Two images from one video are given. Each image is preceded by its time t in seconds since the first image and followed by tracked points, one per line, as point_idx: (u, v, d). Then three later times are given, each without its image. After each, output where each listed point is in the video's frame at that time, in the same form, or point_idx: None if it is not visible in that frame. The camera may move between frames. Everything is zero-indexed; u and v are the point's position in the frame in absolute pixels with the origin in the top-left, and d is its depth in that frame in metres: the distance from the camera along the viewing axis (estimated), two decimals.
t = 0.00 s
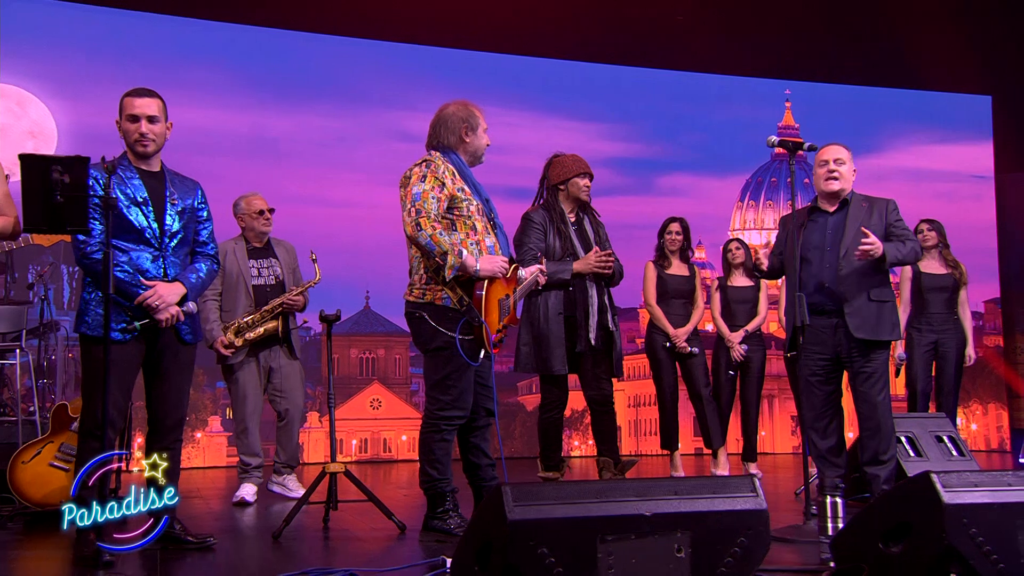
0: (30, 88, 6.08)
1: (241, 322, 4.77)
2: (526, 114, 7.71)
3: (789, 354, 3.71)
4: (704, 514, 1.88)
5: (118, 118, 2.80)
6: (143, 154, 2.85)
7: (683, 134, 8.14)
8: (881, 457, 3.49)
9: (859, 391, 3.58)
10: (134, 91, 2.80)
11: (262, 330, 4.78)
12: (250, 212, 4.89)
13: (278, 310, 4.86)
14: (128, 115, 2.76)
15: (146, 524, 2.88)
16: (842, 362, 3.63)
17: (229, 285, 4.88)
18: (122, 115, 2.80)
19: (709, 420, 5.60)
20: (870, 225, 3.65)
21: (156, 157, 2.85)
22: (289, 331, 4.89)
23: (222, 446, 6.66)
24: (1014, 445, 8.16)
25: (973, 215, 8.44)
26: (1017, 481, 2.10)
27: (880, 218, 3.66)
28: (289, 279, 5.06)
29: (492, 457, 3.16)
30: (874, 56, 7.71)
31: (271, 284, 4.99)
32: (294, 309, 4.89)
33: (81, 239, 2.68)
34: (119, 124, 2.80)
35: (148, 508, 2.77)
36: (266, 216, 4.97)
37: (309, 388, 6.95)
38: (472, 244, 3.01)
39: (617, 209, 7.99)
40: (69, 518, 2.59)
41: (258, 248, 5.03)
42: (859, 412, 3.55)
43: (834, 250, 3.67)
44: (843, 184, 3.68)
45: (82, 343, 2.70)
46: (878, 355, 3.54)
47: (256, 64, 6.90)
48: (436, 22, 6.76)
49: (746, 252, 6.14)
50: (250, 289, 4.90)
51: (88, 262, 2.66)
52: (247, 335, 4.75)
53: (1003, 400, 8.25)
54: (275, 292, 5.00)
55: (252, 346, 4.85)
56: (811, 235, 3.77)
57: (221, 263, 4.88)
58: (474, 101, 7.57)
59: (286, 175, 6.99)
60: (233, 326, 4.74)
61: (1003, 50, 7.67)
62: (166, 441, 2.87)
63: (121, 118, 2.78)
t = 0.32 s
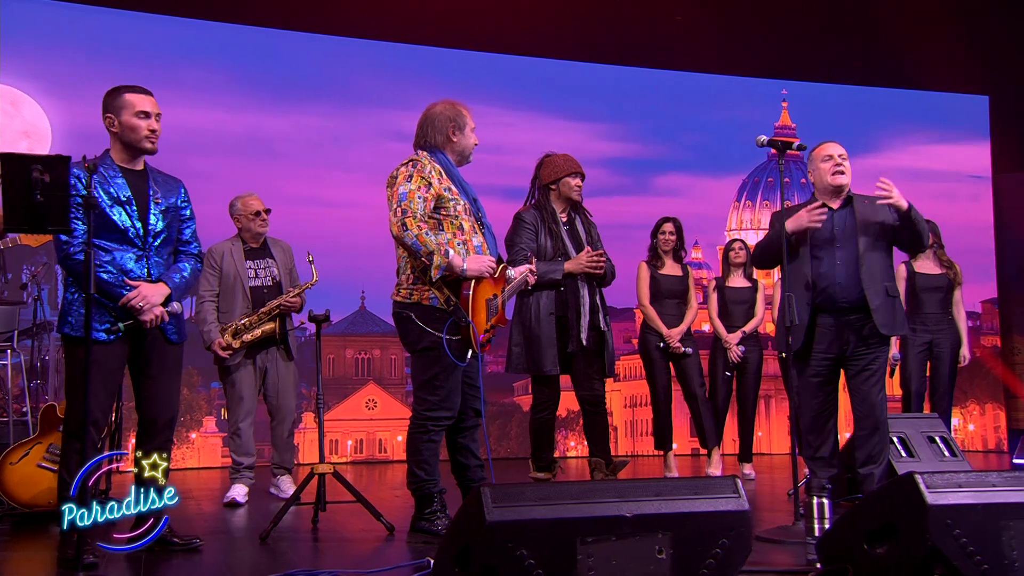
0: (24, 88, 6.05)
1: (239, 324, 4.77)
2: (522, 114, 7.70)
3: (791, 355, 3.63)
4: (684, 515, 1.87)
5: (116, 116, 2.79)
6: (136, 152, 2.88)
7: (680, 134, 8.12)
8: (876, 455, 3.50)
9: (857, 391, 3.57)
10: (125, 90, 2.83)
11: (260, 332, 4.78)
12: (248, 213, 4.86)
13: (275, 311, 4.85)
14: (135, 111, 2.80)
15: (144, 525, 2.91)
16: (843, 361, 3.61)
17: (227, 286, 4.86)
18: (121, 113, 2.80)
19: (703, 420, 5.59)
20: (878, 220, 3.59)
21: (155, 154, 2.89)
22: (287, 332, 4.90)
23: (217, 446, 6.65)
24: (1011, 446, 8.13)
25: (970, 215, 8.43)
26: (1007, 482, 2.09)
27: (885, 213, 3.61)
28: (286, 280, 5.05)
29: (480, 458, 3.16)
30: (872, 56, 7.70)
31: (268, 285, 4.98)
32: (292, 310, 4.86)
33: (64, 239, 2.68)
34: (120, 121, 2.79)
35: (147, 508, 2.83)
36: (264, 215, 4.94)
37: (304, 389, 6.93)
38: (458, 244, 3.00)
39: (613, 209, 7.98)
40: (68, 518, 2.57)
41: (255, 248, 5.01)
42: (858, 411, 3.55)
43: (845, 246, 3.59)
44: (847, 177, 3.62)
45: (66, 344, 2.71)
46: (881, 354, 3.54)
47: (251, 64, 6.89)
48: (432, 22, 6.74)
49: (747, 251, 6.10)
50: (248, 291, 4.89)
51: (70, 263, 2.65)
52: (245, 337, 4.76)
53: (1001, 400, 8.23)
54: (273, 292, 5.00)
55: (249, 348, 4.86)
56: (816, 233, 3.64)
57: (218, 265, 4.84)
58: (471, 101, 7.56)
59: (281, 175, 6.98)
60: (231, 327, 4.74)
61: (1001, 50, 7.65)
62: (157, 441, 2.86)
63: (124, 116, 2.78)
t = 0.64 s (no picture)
0: (21, 88, 6.04)
1: (242, 324, 4.76)
2: (520, 114, 7.69)
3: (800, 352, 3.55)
4: (667, 517, 1.85)
5: (115, 116, 2.81)
6: (123, 152, 2.91)
7: (678, 134, 8.10)
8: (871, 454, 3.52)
9: (862, 392, 3.55)
10: (119, 90, 2.84)
11: (262, 333, 4.74)
12: (252, 213, 4.85)
13: (278, 312, 4.79)
14: (137, 113, 2.84)
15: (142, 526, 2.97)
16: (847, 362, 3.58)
17: (230, 287, 4.86)
18: (120, 113, 2.82)
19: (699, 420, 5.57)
20: (887, 225, 3.62)
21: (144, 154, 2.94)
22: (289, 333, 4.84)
23: (213, 447, 6.64)
24: (1010, 446, 8.11)
25: (970, 216, 8.41)
26: (993, 483, 2.08)
27: (891, 218, 3.65)
28: (289, 281, 5.02)
29: (469, 458, 3.16)
30: (872, 56, 7.67)
31: (272, 286, 4.96)
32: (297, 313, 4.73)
33: (47, 239, 2.68)
34: (119, 121, 2.82)
35: (147, 508, 2.88)
36: (267, 217, 4.94)
37: (300, 390, 6.91)
38: (446, 244, 3.00)
39: (612, 209, 7.97)
40: (69, 518, 2.60)
41: (259, 249, 5.00)
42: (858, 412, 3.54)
43: (857, 246, 3.58)
44: (840, 180, 3.60)
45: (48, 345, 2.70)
46: (887, 356, 3.54)
47: (249, 63, 6.87)
48: (429, 22, 6.72)
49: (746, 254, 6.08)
50: (251, 292, 4.88)
51: (53, 262, 2.65)
52: (247, 338, 4.74)
53: (1000, 401, 8.20)
54: (276, 294, 4.98)
55: (252, 349, 4.83)
56: (826, 232, 3.61)
57: (222, 265, 4.85)
58: (470, 101, 7.54)
59: (279, 175, 6.96)
60: (234, 329, 4.73)
61: (1001, 50, 7.63)
62: (140, 442, 2.86)
63: (126, 116, 2.81)
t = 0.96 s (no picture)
0: (19, 88, 6.03)
1: (252, 326, 4.75)
2: (519, 114, 7.67)
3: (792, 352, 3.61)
4: (652, 518, 1.84)
5: (104, 113, 2.83)
6: (112, 150, 2.92)
7: (678, 134, 8.08)
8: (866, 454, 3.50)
9: (858, 393, 3.54)
10: (104, 89, 2.86)
11: (272, 335, 4.71)
12: (259, 216, 4.84)
13: (286, 315, 4.73)
14: (125, 109, 2.88)
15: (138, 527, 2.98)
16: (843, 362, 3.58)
17: (239, 289, 4.86)
18: (108, 110, 2.84)
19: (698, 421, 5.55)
20: (887, 224, 3.55)
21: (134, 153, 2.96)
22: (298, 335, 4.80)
23: (212, 447, 6.64)
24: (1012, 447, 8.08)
25: (971, 215, 8.38)
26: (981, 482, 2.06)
27: (894, 216, 3.57)
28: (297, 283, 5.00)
29: (461, 458, 3.14)
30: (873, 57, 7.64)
31: (280, 288, 4.93)
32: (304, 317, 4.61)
33: (32, 239, 2.70)
34: (108, 118, 2.84)
35: (146, 508, 2.93)
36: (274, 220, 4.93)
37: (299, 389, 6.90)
38: (438, 243, 2.99)
39: (612, 209, 7.95)
40: (70, 517, 2.74)
41: (267, 252, 4.99)
42: (854, 413, 3.54)
43: (851, 247, 3.55)
44: (836, 179, 3.57)
45: (33, 346, 2.71)
46: (884, 357, 3.51)
47: (248, 63, 6.87)
48: (428, 23, 6.71)
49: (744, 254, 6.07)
50: (259, 294, 4.88)
51: (38, 262, 2.68)
52: (258, 340, 4.72)
53: (1002, 401, 8.17)
54: (284, 296, 4.95)
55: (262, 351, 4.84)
56: (821, 233, 3.60)
57: (230, 267, 4.85)
58: (469, 101, 7.53)
59: (278, 175, 6.96)
60: (244, 330, 4.73)
61: (1002, 49, 7.61)
62: (123, 444, 2.88)
63: (115, 113, 2.84)
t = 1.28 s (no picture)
0: (18, 88, 6.04)
1: (259, 328, 4.74)
2: (519, 114, 7.67)
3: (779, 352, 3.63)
4: (637, 519, 1.83)
5: (93, 113, 2.82)
6: (103, 150, 2.92)
7: (679, 134, 8.06)
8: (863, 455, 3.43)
9: (849, 394, 3.48)
10: (94, 89, 2.86)
11: (279, 338, 4.73)
12: (265, 218, 4.83)
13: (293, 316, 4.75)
14: (115, 108, 2.87)
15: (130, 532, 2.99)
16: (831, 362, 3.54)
17: (246, 292, 4.81)
18: (98, 110, 2.84)
19: (696, 420, 5.54)
20: (873, 222, 3.51)
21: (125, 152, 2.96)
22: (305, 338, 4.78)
23: (211, 447, 6.62)
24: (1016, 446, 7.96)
25: (973, 215, 8.34)
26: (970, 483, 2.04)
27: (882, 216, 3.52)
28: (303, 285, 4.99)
29: (454, 460, 3.13)
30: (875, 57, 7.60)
31: (287, 291, 4.91)
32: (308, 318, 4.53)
33: (24, 240, 2.70)
34: (98, 118, 2.83)
35: (147, 508, 2.96)
36: (279, 222, 4.93)
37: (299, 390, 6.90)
38: (430, 243, 2.98)
39: (612, 209, 7.94)
40: (70, 519, 2.81)
41: (272, 255, 4.95)
42: (846, 414, 3.48)
43: (834, 246, 3.53)
44: (819, 179, 3.55)
45: (28, 346, 2.71)
46: (873, 357, 3.44)
47: (247, 63, 6.87)
48: (426, 23, 6.70)
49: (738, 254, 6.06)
50: (267, 297, 4.84)
51: (28, 264, 2.68)
52: (266, 343, 4.71)
53: (1005, 402, 8.13)
54: (291, 298, 4.93)
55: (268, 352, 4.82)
56: (805, 232, 3.60)
57: (237, 271, 4.81)
58: (469, 101, 7.52)
59: (277, 175, 6.96)
60: (252, 333, 4.71)
61: (1004, 48, 7.57)
62: (118, 445, 2.87)
63: (105, 112, 2.84)
